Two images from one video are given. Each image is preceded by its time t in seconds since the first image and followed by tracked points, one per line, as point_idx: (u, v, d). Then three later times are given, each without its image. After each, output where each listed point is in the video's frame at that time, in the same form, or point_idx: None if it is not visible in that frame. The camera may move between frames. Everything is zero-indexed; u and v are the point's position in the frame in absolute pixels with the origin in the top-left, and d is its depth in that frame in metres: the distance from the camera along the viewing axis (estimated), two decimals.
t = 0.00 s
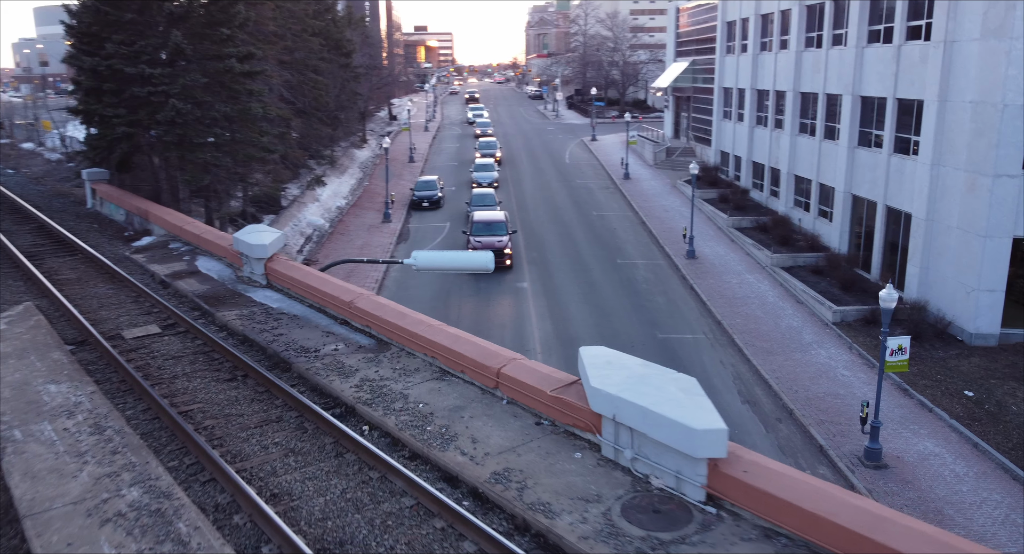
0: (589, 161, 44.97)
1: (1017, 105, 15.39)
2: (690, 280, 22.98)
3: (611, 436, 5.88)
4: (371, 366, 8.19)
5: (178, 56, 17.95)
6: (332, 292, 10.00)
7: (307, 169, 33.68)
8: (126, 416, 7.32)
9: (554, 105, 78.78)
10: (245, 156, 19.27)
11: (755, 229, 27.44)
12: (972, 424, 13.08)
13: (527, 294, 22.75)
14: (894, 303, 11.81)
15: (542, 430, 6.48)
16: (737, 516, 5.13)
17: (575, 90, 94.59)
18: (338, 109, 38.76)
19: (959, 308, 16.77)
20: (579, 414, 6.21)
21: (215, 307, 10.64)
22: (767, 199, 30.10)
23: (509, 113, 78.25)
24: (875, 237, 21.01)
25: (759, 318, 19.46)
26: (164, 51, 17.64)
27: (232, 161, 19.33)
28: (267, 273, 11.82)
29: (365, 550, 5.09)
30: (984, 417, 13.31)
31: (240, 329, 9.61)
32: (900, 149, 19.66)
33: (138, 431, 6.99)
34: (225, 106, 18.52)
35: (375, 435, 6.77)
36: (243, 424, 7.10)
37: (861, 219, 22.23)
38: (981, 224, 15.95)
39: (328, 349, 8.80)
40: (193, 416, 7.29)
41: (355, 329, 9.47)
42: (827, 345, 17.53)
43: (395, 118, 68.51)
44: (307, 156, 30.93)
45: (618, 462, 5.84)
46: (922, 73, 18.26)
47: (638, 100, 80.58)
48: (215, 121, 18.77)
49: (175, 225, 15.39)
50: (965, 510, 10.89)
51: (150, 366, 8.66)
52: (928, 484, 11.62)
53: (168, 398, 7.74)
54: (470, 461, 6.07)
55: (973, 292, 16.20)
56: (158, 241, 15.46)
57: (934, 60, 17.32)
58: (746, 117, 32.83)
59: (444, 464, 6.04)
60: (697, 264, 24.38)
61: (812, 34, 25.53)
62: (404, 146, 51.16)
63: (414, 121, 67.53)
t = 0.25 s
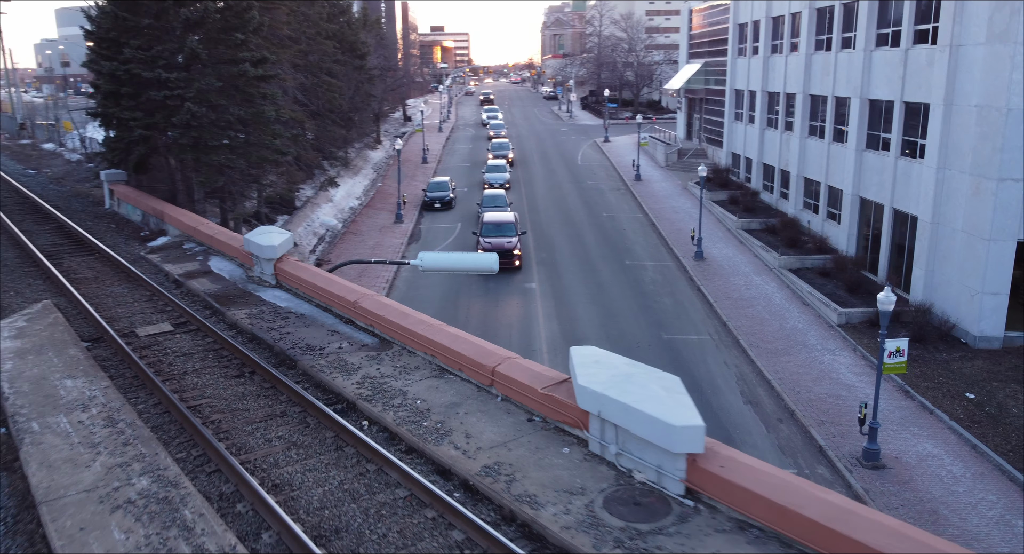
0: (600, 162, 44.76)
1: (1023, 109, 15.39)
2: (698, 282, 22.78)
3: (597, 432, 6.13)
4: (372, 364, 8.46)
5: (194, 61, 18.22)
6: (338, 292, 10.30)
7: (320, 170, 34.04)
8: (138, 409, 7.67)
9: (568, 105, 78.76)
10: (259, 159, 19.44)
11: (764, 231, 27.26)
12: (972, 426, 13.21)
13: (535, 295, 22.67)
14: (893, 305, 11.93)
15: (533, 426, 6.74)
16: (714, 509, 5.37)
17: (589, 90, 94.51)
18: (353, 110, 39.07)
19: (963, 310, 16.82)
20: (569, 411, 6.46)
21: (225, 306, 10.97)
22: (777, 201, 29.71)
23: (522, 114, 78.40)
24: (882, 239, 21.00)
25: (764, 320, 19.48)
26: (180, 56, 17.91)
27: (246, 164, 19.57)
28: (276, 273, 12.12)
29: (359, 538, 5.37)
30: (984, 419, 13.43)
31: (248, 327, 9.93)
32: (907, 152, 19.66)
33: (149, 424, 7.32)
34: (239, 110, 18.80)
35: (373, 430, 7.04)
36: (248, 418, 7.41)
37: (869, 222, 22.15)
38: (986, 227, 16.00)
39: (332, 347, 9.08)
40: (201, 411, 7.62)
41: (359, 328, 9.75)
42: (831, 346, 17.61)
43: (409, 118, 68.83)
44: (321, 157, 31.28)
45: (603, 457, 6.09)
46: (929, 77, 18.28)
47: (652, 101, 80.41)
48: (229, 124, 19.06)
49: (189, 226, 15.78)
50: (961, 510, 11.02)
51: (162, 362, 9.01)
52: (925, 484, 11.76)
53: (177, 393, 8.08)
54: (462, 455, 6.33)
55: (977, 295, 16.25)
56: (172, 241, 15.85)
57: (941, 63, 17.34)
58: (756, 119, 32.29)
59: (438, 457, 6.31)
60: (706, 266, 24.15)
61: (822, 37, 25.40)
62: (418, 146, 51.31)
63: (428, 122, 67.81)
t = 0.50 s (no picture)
0: (608, 163, 44.65)
1: (1021, 114, 15.48)
2: (701, 284, 22.85)
3: (581, 428, 6.39)
4: (371, 362, 8.73)
5: (204, 66, 18.41)
6: (340, 292, 10.58)
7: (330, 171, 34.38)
8: (145, 405, 7.99)
9: (578, 106, 78.83)
10: (268, 161, 19.74)
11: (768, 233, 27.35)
12: (966, 427, 13.38)
13: (539, 295, 22.76)
14: (886, 308, 12.12)
15: (522, 423, 6.99)
16: (689, 502, 5.63)
17: (599, 91, 94.57)
18: (363, 111, 39.38)
19: (962, 313, 16.93)
20: (556, 409, 6.71)
21: (231, 306, 11.29)
22: (782, 203, 29.69)
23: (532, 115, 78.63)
24: (884, 242, 21.07)
25: (765, 321, 19.57)
26: (189, 61, 18.11)
27: (255, 166, 19.81)
28: (281, 274, 12.40)
29: (351, 528, 5.65)
30: (978, 420, 13.61)
31: (252, 326, 10.24)
32: (908, 155, 19.75)
33: (155, 419, 7.63)
34: (248, 113, 19.01)
35: (369, 426, 7.32)
36: (250, 414, 7.72)
37: (872, 224, 22.19)
38: (984, 230, 16.11)
39: (332, 346, 9.37)
40: (205, 407, 7.93)
41: (359, 328, 10.02)
42: (830, 347, 17.74)
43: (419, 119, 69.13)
44: (329, 159, 31.60)
45: (587, 452, 6.35)
46: (930, 80, 18.37)
47: (662, 102, 80.37)
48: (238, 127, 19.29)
49: (198, 228, 16.14)
50: (950, 509, 11.20)
51: (169, 360, 9.33)
52: (916, 484, 11.93)
53: (183, 390, 8.39)
54: (452, 450, 6.60)
55: (976, 298, 16.37)
56: (182, 242, 16.21)
57: (941, 67, 17.44)
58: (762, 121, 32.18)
59: (429, 452, 6.58)
60: (710, 268, 24.23)
61: (826, 40, 25.44)
62: (426, 147, 51.54)
63: (438, 122, 68.09)
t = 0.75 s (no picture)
0: (611, 164, 44.80)
1: (1014, 118, 15.62)
2: (700, 285, 23.01)
3: (563, 426, 6.66)
4: (366, 362, 9.01)
5: (209, 71, 18.69)
6: (338, 293, 10.87)
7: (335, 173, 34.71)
8: (148, 402, 8.30)
9: (584, 107, 79.03)
10: (272, 164, 20.05)
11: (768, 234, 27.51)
12: (956, 428, 13.58)
13: (539, 296, 22.96)
14: (875, 310, 12.33)
15: (508, 421, 7.25)
16: (664, 496, 5.89)
17: (605, 92, 94.73)
18: (368, 113, 39.68)
19: (956, 315, 17.10)
20: (541, 407, 6.97)
21: (233, 307, 11.60)
22: (783, 205, 29.80)
23: (537, 115, 78.83)
24: (881, 244, 21.22)
25: (762, 322, 19.77)
26: (195, 66, 18.41)
27: (259, 168, 20.13)
28: (282, 276, 12.69)
29: (341, 519, 5.93)
30: (968, 421, 13.80)
31: (253, 326, 10.54)
32: (905, 158, 19.90)
33: (157, 416, 7.94)
34: (252, 117, 19.34)
35: (362, 423, 7.60)
36: (248, 411, 8.01)
37: (870, 227, 22.33)
38: (978, 233, 16.28)
39: (329, 346, 9.65)
40: (205, 404, 8.23)
41: (356, 328, 10.30)
42: (826, 349, 17.93)
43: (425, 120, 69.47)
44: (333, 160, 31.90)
45: (568, 449, 6.62)
46: (925, 85, 18.51)
47: (668, 103, 80.46)
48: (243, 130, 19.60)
49: (202, 229, 16.46)
50: (936, 508, 11.40)
51: (172, 359, 9.64)
52: (904, 483, 12.14)
53: (185, 388, 8.70)
54: (440, 446, 6.87)
55: (969, 300, 16.54)
56: (187, 244, 16.54)
57: (937, 72, 17.58)
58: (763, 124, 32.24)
59: (418, 448, 6.85)
60: (709, 269, 24.39)
61: (826, 44, 25.56)
62: (431, 148, 51.79)
63: (444, 123, 68.40)
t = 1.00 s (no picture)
0: (612, 165, 44.96)
1: (1003, 123, 15.81)
2: (696, 286, 23.22)
3: (544, 423, 6.95)
4: (360, 361, 9.29)
5: (211, 76, 19.02)
6: (334, 295, 11.14)
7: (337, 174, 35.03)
8: (149, 400, 8.61)
9: (587, 108, 79.28)
10: (274, 166, 20.36)
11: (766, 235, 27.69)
12: (943, 428, 13.81)
13: (538, 297, 23.20)
14: (860, 312, 12.55)
15: (494, 419, 7.52)
16: (638, 491, 6.16)
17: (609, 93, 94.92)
18: (371, 115, 39.98)
19: (947, 316, 17.31)
20: (525, 406, 7.25)
21: (233, 307, 11.90)
22: (781, 206, 29.96)
23: (540, 116, 79.11)
24: (876, 246, 21.40)
25: (757, 323, 19.99)
26: (197, 71, 18.74)
27: (261, 171, 20.46)
28: (280, 277, 12.98)
29: (329, 511, 6.21)
30: (955, 421, 14.02)
31: (251, 327, 10.84)
32: (899, 161, 20.09)
33: (158, 413, 8.24)
34: (254, 121, 19.66)
35: (353, 420, 7.89)
36: (244, 409, 8.30)
37: (865, 229, 22.51)
38: (968, 236, 16.48)
39: (325, 346, 9.93)
40: (203, 401, 8.52)
41: (351, 329, 10.57)
42: (819, 350, 18.14)
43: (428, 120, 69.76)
44: (336, 162, 32.22)
45: (550, 445, 6.89)
46: (918, 89, 18.71)
47: (671, 104, 80.68)
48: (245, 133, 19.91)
49: (204, 231, 16.77)
50: (920, 506, 11.63)
51: (172, 358, 9.96)
52: (890, 482, 12.37)
53: (184, 386, 9.01)
54: (427, 442, 7.15)
55: (960, 302, 16.74)
56: (189, 246, 16.85)
57: (929, 77, 17.78)
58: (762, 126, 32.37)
59: (406, 444, 7.13)
60: (706, 270, 24.60)
61: (823, 47, 25.74)
62: (434, 149, 52.08)
63: (447, 124, 68.74)
